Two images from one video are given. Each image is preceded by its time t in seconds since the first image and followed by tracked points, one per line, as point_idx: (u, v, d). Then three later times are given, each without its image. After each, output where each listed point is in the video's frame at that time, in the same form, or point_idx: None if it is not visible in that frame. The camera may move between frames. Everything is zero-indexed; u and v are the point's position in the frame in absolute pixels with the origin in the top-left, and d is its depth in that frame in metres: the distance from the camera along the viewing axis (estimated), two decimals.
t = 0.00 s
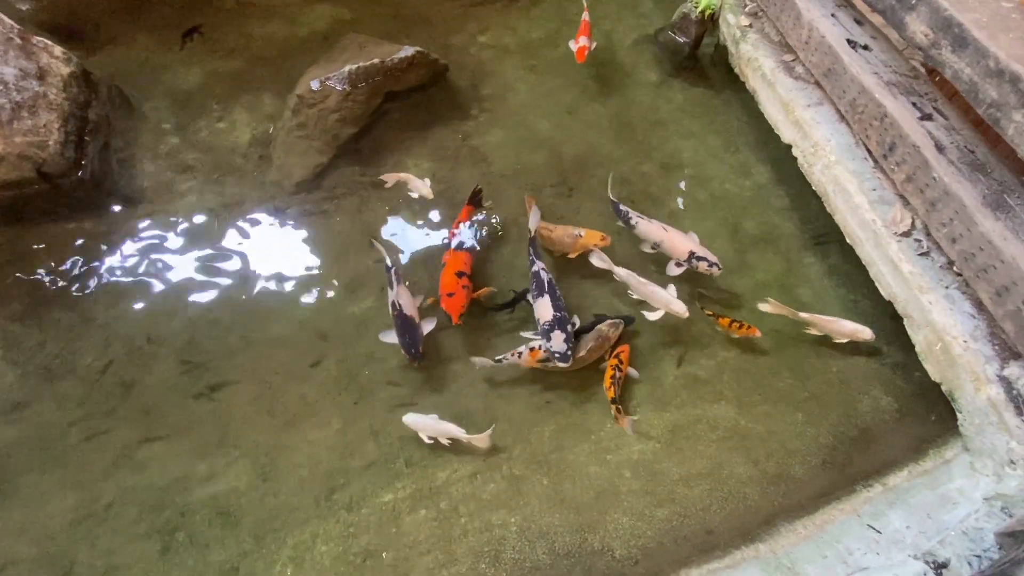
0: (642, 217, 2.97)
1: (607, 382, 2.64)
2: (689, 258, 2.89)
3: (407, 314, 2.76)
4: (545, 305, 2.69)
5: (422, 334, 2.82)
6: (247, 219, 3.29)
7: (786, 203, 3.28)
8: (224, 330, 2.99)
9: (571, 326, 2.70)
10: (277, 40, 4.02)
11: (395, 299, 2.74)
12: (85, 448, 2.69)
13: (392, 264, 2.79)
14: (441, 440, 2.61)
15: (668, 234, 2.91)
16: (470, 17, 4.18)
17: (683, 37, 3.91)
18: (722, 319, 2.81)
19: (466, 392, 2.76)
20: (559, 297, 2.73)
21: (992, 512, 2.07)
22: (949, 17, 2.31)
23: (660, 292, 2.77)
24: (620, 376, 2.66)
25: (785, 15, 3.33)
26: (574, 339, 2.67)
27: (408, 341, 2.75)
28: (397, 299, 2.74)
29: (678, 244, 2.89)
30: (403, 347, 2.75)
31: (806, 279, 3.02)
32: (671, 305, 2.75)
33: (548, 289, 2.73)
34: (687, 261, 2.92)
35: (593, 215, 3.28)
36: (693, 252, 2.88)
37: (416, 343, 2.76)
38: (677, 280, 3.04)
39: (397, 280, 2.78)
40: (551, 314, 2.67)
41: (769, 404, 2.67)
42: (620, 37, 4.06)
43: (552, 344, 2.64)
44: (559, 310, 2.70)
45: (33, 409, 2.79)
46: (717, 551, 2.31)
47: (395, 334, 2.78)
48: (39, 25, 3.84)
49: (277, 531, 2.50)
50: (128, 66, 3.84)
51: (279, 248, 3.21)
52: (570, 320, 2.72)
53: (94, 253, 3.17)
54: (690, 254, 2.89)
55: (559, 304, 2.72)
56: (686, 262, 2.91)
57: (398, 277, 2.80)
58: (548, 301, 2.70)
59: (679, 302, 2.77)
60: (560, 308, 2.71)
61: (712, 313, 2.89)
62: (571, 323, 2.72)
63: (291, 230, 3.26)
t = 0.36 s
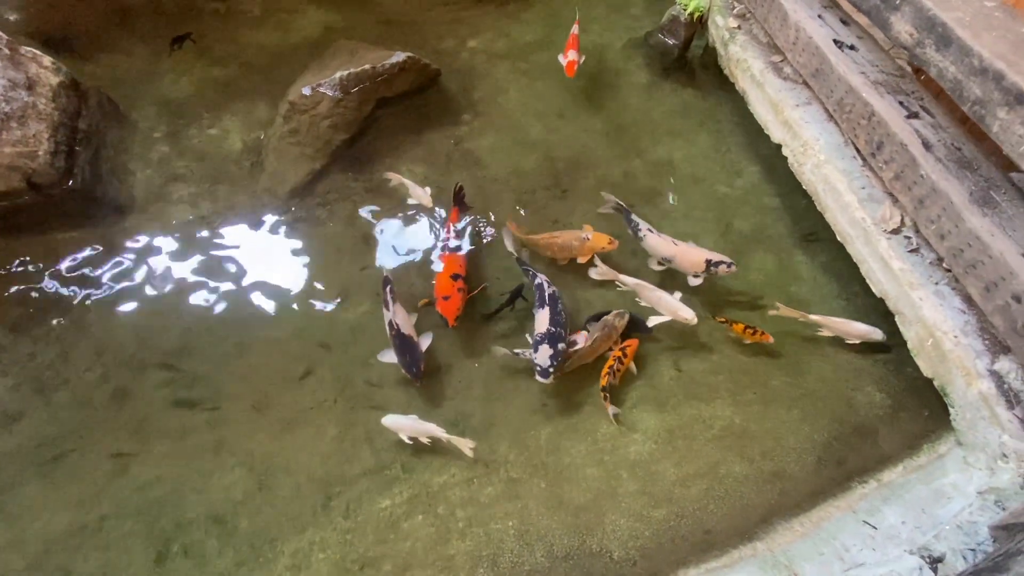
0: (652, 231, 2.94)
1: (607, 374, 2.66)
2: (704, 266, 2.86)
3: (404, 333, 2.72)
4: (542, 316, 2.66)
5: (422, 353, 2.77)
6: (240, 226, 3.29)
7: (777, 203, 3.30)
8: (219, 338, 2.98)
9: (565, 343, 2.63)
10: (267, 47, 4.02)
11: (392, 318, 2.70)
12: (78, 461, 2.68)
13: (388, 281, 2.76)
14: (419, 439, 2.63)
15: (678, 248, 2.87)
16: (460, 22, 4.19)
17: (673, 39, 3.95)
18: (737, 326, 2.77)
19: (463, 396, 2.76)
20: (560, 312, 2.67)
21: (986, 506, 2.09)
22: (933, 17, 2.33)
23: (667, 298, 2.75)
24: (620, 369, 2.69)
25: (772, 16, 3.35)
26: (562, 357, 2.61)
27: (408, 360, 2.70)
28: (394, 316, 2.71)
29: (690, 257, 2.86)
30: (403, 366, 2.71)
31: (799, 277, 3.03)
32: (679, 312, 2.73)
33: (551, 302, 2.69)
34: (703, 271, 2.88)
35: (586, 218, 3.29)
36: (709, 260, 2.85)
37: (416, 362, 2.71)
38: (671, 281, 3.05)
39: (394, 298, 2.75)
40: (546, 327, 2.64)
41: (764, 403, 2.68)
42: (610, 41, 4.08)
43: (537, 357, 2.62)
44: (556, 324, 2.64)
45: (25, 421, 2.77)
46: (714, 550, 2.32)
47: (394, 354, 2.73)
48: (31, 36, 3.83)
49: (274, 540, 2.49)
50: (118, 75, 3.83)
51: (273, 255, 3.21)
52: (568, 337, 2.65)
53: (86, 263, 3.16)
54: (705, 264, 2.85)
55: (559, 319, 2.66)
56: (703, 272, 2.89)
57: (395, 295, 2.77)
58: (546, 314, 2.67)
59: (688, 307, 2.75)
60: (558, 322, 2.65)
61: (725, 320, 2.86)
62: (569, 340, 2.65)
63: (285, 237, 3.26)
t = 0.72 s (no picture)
0: (666, 246, 2.91)
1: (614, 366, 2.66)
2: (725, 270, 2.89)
3: (404, 353, 2.70)
4: (535, 331, 2.65)
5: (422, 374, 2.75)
6: (232, 235, 3.27)
7: (769, 202, 3.32)
8: (212, 347, 2.97)
9: (554, 361, 2.63)
10: (258, 55, 4.01)
11: (390, 340, 2.68)
12: (71, 475, 2.66)
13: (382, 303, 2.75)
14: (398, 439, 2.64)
15: (701, 254, 2.88)
16: (451, 28, 4.19)
17: (662, 40, 3.89)
18: (750, 331, 2.74)
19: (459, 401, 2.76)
20: (553, 330, 2.65)
21: (981, 498, 2.10)
22: (918, 15, 2.35)
23: (677, 302, 2.74)
24: (626, 362, 2.70)
25: (759, 17, 3.37)
26: (549, 375, 2.61)
27: (409, 380, 2.68)
28: (392, 336, 2.69)
29: (712, 261, 2.88)
30: (405, 388, 2.68)
31: (792, 275, 3.05)
32: (688, 318, 2.72)
33: (545, 319, 2.66)
34: (722, 275, 2.91)
35: (579, 220, 3.30)
36: (729, 265, 2.87)
37: (417, 383, 2.69)
38: (666, 281, 3.06)
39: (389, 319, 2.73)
40: (536, 344, 2.63)
41: (760, 401, 2.68)
42: (600, 44, 4.09)
43: (524, 374, 2.62)
44: (547, 343, 2.63)
45: (17, 435, 2.75)
46: (713, 550, 2.32)
47: (395, 376, 2.71)
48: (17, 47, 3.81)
49: (272, 549, 2.48)
50: (107, 85, 3.81)
51: (267, 263, 3.20)
52: (558, 356, 2.64)
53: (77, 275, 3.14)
54: (727, 268, 2.88)
55: (551, 337, 2.64)
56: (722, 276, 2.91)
57: (391, 316, 2.76)
58: (539, 330, 2.65)
59: (696, 313, 2.73)
60: (550, 341, 2.64)
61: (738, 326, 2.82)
62: (558, 358, 2.65)
63: (278, 244, 3.25)
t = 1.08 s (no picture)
0: (680, 254, 2.92)
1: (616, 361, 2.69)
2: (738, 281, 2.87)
3: (400, 377, 2.68)
4: (519, 354, 2.64)
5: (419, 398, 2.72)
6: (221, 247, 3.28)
7: (755, 207, 3.35)
8: (202, 359, 2.97)
9: (539, 385, 2.62)
10: (246, 69, 4.03)
11: (386, 363, 2.66)
12: (59, 490, 2.64)
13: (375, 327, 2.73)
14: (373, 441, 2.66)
15: (713, 263, 2.87)
16: (438, 40, 4.23)
17: (646, 50, 4.01)
18: (757, 340, 2.76)
19: (449, 410, 2.77)
20: (539, 353, 2.64)
21: (964, 495, 2.13)
22: (888, 23, 2.40)
23: (679, 311, 2.75)
24: (628, 359, 2.71)
25: (739, 26, 3.43)
26: (535, 401, 2.60)
27: (406, 405, 2.64)
28: (388, 361, 2.67)
29: (725, 271, 2.87)
30: (404, 412, 2.64)
31: (778, 279, 3.08)
32: (690, 327, 2.73)
33: (531, 342, 2.65)
34: (734, 285, 2.90)
35: (568, 227, 3.33)
36: (743, 275, 2.86)
37: (415, 406, 2.65)
38: (654, 286, 3.08)
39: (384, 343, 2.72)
40: (520, 368, 2.62)
41: (748, 404, 2.70)
42: (586, 54, 4.14)
43: (510, 400, 2.60)
44: (532, 366, 2.62)
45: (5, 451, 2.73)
46: (703, 552, 2.32)
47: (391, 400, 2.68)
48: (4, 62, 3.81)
49: (262, 561, 2.47)
50: (94, 99, 3.81)
51: (258, 274, 3.20)
52: (542, 379, 2.64)
53: (65, 289, 3.13)
54: (738, 278, 2.87)
55: (536, 361, 2.63)
56: (732, 287, 2.91)
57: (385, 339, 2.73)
58: (524, 354, 2.64)
59: (698, 322, 2.74)
60: (535, 364, 2.63)
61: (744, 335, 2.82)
62: (543, 382, 2.64)
63: (268, 256, 3.26)
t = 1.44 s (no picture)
0: (695, 260, 2.91)
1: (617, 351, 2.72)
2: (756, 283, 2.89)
3: (396, 391, 2.64)
4: (506, 372, 2.60)
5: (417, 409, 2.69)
6: (210, 251, 3.27)
7: (742, 205, 3.38)
8: (192, 363, 2.96)
9: (526, 403, 2.59)
10: (234, 73, 4.03)
11: (381, 378, 2.61)
12: (48, 497, 2.63)
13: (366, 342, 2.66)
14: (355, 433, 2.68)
15: (729, 270, 2.86)
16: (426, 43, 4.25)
17: (632, 51, 4.00)
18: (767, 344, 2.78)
19: (441, 410, 2.77)
20: (526, 371, 2.60)
21: (947, 484, 2.15)
22: (865, 22, 2.43)
23: (680, 313, 2.72)
24: (629, 349, 2.75)
25: (723, 27, 3.46)
26: (522, 419, 2.56)
27: (405, 418, 2.61)
28: (382, 376, 2.61)
29: (741, 276, 2.87)
30: (403, 426, 2.61)
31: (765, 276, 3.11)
32: (691, 329, 2.71)
33: (517, 360, 2.61)
34: (752, 287, 2.91)
35: (557, 227, 3.34)
36: (760, 277, 2.88)
37: (414, 420, 2.62)
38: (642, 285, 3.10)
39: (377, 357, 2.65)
40: (507, 387, 2.58)
41: (737, 400, 2.73)
42: (573, 56, 4.16)
43: (497, 419, 2.56)
44: (518, 385, 2.58)
45: None
46: (692, 547, 2.34)
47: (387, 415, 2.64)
48: None
49: (253, 564, 2.47)
50: (80, 104, 3.80)
51: (247, 277, 3.20)
52: (529, 397, 2.60)
53: (52, 296, 3.11)
54: (755, 281, 2.88)
55: (522, 379, 2.59)
56: (750, 289, 2.92)
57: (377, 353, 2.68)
58: (510, 372, 2.60)
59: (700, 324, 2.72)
60: (522, 382, 2.59)
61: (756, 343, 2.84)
62: (530, 400, 2.61)
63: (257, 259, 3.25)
